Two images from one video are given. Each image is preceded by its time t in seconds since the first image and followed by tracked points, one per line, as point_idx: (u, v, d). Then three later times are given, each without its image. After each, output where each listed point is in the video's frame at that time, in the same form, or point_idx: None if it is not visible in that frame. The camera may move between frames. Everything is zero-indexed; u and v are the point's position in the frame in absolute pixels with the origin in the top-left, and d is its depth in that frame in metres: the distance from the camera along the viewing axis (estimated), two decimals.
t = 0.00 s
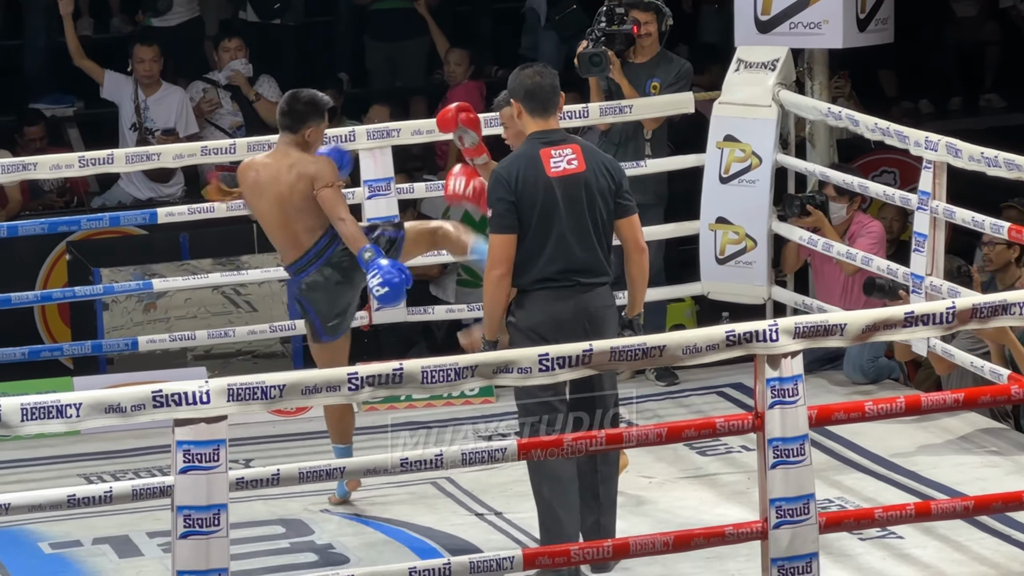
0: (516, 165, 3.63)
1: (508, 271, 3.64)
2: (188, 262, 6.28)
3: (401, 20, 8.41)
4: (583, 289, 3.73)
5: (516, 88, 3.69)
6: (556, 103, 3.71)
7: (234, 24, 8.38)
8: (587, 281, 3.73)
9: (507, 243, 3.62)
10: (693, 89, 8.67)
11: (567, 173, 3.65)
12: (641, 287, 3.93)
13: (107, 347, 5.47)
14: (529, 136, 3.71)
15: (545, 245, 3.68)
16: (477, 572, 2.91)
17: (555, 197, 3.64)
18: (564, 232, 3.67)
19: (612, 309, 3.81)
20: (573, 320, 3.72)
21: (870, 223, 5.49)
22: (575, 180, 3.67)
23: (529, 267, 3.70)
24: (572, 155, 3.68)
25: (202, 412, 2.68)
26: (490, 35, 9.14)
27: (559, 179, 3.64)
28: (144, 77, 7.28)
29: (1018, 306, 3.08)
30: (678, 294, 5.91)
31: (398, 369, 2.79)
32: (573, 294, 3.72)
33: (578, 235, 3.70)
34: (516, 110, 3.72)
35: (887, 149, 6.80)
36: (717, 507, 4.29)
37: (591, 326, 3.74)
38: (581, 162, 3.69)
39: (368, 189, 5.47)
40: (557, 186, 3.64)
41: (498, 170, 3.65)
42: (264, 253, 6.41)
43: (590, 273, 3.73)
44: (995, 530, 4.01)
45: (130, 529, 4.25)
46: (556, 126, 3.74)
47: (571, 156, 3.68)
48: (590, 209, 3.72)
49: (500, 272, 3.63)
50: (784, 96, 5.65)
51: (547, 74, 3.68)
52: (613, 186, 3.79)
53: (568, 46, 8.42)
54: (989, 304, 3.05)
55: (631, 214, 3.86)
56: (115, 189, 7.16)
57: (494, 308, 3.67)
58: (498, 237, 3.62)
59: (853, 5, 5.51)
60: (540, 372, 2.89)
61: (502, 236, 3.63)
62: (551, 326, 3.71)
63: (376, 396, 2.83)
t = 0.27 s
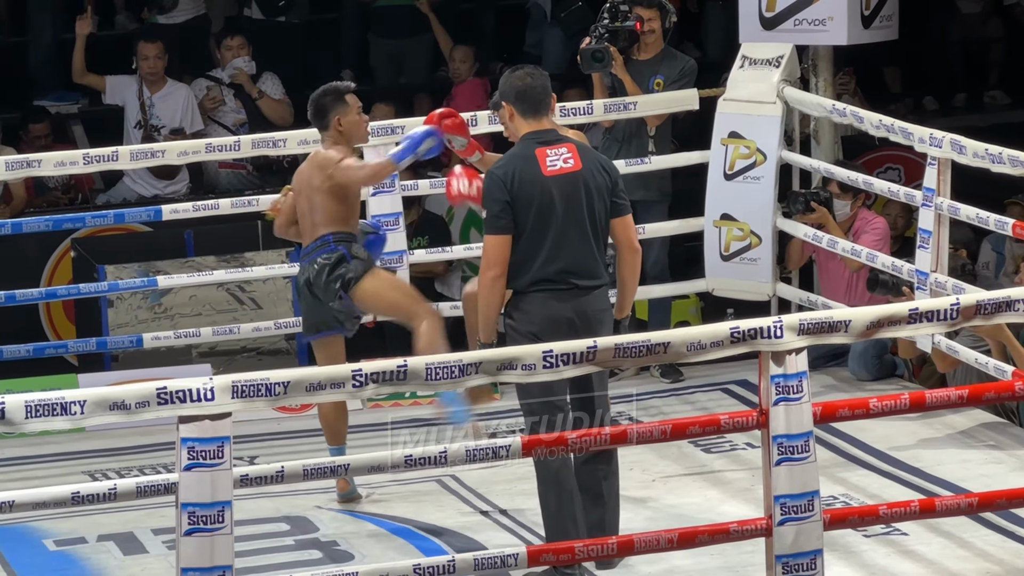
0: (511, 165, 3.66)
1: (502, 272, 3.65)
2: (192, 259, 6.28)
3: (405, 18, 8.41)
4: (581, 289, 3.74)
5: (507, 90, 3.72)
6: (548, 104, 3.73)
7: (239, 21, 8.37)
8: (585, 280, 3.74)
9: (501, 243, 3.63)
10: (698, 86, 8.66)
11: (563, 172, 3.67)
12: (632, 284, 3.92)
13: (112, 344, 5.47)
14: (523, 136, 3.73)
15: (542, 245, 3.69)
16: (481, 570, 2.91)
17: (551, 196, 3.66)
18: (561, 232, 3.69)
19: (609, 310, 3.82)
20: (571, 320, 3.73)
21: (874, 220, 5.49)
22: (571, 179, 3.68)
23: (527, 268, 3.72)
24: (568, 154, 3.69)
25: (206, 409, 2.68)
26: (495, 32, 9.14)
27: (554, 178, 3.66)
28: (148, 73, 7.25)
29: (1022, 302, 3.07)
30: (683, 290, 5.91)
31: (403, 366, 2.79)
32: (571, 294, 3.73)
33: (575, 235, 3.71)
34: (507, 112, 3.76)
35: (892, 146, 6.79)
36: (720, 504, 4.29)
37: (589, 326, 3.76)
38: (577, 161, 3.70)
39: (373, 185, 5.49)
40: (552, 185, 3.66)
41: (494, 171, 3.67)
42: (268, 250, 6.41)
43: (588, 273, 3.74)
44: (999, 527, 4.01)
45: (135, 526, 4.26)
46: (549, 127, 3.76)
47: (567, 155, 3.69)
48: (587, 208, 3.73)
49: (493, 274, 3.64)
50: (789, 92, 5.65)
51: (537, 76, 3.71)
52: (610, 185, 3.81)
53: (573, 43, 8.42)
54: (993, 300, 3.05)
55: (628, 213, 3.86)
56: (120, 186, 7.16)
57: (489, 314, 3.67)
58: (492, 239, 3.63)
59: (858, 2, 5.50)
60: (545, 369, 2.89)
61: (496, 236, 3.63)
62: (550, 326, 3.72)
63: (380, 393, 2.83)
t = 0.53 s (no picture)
0: (505, 160, 3.67)
1: (495, 265, 3.64)
2: (194, 256, 6.29)
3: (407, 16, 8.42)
4: (574, 284, 3.74)
5: (501, 87, 3.73)
6: (542, 101, 3.75)
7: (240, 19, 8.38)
8: (579, 276, 3.75)
9: (495, 236, 3.63)
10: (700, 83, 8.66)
11: (557, 168, 3.69)
12: (633, 280, 3.94)
13: (114, 342, 5.48)
14: (516, 132, 3.74)
15: (537, 240, 3.69)
16: (483, 567, 2.91)
17: (546, 191, 3.67)
18: (555, 227, 3.70)
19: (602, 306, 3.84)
20: (566, 316, 3.74)
21: (875, 217, 5.49)
22: (565, 174, 3.70)
23: (522, 263, 3.72)
24: (562, 149, 3.71)
25: (208, 407, 2.69)
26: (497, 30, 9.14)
27: (548, 172, 3.67)
28: (149, 71, 7.25)
29: None
30: (685, 288, 5.91)
31: (405, 364, 2.79)
32: (564, 289, 3.74)
33: (569, 230, 3.73)
34: (501, 108, 3.77)
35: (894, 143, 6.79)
36: (722, 502, 4.29)
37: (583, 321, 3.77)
38: (570, 156, 3.72)
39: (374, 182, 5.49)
40: (547, 181, 3.67)
41: (488, 166, 3.67)
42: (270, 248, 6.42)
43: (582, 268, 3.75)
44: (1001, 524, 4.01)
45: (137, 524, 4.26)
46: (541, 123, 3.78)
47: (560, 150, 3.71)
48: (580, 203, 3.75)
49: (486, 266, 3.63)
50: (790, 89, 5.64)
51: (531, 73, 3.73)
52: (602, 181, 3.83)
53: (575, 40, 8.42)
54: (995, 298, 3.05)
55: (619, 208, 3.90)
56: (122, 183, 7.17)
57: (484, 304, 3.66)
58: (486, 231, 3.63)
59: None
60: (547, 366, 2.89)
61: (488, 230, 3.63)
62: (545, 321, 3.72)
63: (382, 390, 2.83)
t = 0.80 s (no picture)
0: (504, 161, 3.66)
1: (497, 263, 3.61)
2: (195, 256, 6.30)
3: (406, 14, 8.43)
4: (574, 283, 3.74)
5: (495, 89, 3.73)
6: (535, 103, 3.74)
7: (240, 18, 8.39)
8: (578, 275, 3.75)
9: (498, 235, 3.61)
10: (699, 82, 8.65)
11: (555, 167, 3.69)
12: (626, 277, 3.89)
13: (114, 341, 5.48)
14: (511, 134, 3.74)
15: (536, 240, 3.69)
16: (483, 565, 2.91)
17: (546, 191, 3.67)
18: (555, 226, 3.70)
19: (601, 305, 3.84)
20: (566, 315, 3.74)
21: (876, 215, 5.50)
22: (564, 174, 3.70)
23: (523, 263, 3.71)
24: (559, 149, 3.71)
25: (209, 406, 2.69)
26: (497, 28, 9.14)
27: (547, 173, 3.68)
28: (145, 71, 7.22)
29: None
30: (685, 286, 5.91)
31: (405, 362, 2.79)
32: (565, 289, 3.73)
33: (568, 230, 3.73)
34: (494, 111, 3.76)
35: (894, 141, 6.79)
36: (723, 500, 4.29)
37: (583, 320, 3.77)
38: (567, 156, 3.72)
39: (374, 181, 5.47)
40: (546, 180, 3.67)
41: (487, 167, 3.67)
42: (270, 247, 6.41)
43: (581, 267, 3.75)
44: (1002, 522, 4.01)
45: (137, 523, 4.27)
46: (536, 125, 3.77)
47: (558, 150, 3.71)
48: (579, 202, 3.75)
49: (489, 264, 3.60)
50: (790, 88, 5.64)
51: (525, 75, 3.71)
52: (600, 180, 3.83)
53: (576, 38, 8.42)
54: (995, 296, 3.05)
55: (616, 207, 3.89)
56: (122, 182, 7.17)
57: (482, 300, 3.61)
58: (489, 230, 3.61)
59: None
60: (547, 365, 2.90)
61: (495, 229, 3.61)
62: (545, 321, 3.72)
63: (382, 389, 2.83)
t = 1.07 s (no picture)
0: (471, 179, 3.66)
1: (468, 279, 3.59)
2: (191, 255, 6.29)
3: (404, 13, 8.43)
4: (548, 298, 3.73)
5: (459, 110, 3.73)
6: (500, 123, 3.73)
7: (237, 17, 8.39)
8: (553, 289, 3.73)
9: (468, 251, 3.60)
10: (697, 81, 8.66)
11: (522, 184, 3.69)
12: (599, 287, 3.88)
13: (112, 341, 5.47)
14: (478, 153, 3.73)
15: (506, 256, 3.69)
16: (481, 564, 2.91)
17: (514, 208, 3.67)
18: (525, 242, 3.69)
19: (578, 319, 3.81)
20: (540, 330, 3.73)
21: (874, 214, 5.51)
22: (531, 190, 3.70)
23: (495, 280, 3.71)
24: (525, 166, 3.72)
25: (207, 405, 2.69)
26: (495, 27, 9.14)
27: (514, 190, 3.67)
28: (142, 71, 7.21)
29: (1022, 296, 3.07)
30: (683, 285, 5.91)
31: (403, 362, 2.79)
32: (539, 304, 3.73)
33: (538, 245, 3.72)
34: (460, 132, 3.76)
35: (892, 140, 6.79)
36: (721, 499, 4.29)
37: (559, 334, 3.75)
38: (533, 172, 3.73)
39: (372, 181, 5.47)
40: (513, 197, 3.67)
41: (455, 186, 3.66)
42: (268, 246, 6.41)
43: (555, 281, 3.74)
44: (1000, 520, 4.01)
45: (135, 523, 4.26)
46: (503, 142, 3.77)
47: (524, 167, 3.71)
48: (549, 218, 3.74)
49: (460, 279, 3.58)
50: (789, 87, 5.65)
51: (489, 96, 3.70)
52: (571, 195, 3.82)
53: (573, 38, 8.43)
54: (993, 294, 3.05)
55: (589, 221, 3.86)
56: (119, 181, 7.17)
57: (451, 317, 3.60)
58: (459, 246, 3.59)
59: None
60: (545, 364, 2.89)
61: (462, 247, 3.59)
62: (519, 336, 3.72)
63: (380, 388, 2.82)
